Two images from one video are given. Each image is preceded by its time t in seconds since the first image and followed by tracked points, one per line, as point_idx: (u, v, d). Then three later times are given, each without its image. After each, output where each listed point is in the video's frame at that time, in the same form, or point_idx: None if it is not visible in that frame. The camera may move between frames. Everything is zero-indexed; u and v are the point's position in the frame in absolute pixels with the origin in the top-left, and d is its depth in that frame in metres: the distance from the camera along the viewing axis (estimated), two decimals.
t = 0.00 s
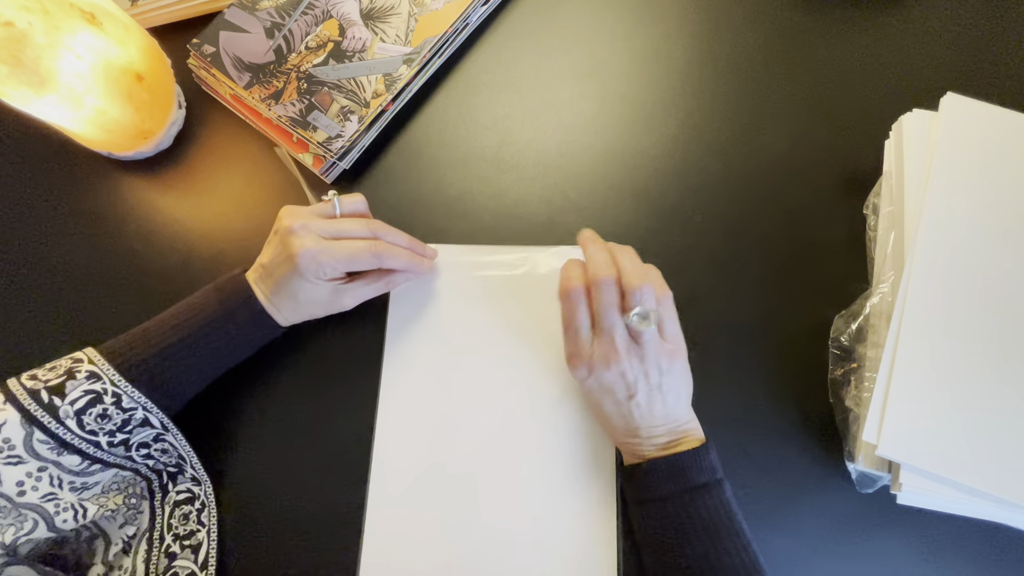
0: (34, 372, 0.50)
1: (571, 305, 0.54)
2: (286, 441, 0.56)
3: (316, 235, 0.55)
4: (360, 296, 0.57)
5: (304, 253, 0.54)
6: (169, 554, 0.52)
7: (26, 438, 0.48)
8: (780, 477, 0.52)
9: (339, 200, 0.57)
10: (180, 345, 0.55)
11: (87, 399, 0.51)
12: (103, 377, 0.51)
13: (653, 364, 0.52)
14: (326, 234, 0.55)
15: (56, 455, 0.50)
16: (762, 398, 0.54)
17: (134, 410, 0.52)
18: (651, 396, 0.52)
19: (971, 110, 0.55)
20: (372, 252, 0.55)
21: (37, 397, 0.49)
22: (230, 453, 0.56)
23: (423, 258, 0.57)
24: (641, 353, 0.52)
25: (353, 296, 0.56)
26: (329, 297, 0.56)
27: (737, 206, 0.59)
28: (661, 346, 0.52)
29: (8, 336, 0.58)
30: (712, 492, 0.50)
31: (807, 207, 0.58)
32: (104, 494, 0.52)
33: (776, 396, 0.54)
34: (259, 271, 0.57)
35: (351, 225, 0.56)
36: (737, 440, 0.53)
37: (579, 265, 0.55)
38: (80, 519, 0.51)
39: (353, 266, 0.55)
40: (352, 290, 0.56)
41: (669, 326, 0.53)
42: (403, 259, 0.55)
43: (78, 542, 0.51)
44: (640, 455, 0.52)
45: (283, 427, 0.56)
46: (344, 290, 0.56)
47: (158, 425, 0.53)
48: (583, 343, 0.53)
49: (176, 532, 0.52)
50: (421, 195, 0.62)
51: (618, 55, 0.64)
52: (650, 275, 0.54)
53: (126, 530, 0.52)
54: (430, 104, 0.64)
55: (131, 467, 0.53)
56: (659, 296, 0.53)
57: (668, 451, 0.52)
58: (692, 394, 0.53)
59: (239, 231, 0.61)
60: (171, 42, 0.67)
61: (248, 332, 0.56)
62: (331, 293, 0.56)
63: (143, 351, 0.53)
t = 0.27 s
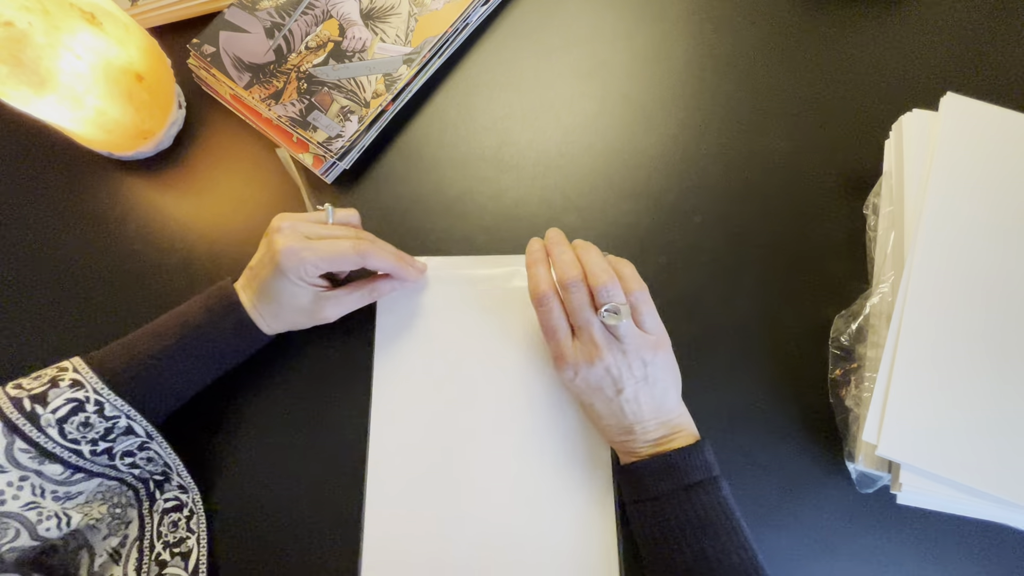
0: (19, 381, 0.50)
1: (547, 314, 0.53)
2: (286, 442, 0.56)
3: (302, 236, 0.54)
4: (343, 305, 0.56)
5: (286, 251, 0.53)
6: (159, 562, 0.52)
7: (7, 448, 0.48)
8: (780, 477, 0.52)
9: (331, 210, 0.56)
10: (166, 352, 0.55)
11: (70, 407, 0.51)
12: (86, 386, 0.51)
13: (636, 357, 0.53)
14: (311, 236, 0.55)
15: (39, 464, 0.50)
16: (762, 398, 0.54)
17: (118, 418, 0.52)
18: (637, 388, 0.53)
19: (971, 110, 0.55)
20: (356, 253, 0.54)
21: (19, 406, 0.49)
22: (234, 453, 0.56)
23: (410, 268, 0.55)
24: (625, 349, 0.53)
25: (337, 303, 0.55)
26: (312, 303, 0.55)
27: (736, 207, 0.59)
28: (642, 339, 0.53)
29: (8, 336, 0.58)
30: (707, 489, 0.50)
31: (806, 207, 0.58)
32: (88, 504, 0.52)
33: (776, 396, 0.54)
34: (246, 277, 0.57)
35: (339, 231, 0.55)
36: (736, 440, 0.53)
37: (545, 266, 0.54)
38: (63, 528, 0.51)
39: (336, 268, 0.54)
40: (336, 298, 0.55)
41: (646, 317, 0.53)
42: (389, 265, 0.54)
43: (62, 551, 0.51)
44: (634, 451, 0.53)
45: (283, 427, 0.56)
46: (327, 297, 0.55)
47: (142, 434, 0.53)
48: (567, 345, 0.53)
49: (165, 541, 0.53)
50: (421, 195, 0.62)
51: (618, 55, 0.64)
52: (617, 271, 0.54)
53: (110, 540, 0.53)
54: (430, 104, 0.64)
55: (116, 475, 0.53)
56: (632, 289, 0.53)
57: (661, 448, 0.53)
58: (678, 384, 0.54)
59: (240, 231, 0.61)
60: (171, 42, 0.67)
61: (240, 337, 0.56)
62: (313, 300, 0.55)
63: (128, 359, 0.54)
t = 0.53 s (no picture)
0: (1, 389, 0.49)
1: (541, 322, 0.54)
2: (288, 442, 0.56)
3: (290, 248, 0.53)
4: (330, 316, 0.56)
5: (274, 265, 0.52)
6: (146, 569, 0.52)
7: None
8: (780, 477, 0.52)
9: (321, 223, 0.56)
10: (152, 362, 0.54)
11: (53, 416, 0.49)
12: (70, 395, 0.50)
13: (632, 363, 0.52)
14: (299, 248, 0.54)
15: (22, 473, 0.48)
16: (762, 398, 0.54)
17: (103, 427, 0.52)
18: (634, 393, 0.53)
19: (971, 110, 0.55)
20: (345, 268, 0.53)
21: (2, 414, 0.48)
22: (235, 452, 0.57)
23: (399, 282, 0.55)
24: (620, 356, 0.53)
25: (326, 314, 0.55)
26: (301, 314, 0.55)
27: (736, 207, 0.59)
28: (637, 345, 0.53)
29: (8, 337, 0.58)
30: (710, 488, 0.50)
31: (806, 208, 0.58)
32: (72, 512, 0.51)
33: (776, 396, 0.54)
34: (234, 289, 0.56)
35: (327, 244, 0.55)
36: (736, 439, 0.53)
37: (552, 312, 0.54)
38: (47, 536, 0.50)
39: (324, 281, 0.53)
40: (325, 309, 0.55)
41: (638, 325, 0.54)
42: (378, 280, 0.54)
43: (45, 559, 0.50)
44: (635, 454, 0.53)
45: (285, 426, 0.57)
46: (316, 308, 0.55)
47: (128, 441, 0.53)
48: (558, 355, 0.54)
49: (154, 547, 0.53)
50: (421, 195, 0.62)
51: (618, 55, 0.64)
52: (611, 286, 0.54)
53: (95, 549, 0.52)
54: (430, 104, 0.64)
55: (102, 483, 0.52)
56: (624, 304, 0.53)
57: (661, 449, 0.53)
58: (675, 385, 0.53)
59: (240, 232, 0.61)
60: (171, 42, 0.67)
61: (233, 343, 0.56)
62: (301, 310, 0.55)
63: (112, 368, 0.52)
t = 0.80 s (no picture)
0: None
1: (532, 332, 0.53)
2: (288, 442, 0.57)
3: (286, 260, 0.54)
4: (326, 327, 0.56)
5: (269, 276, 0.53)
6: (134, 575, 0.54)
7: None
8: (780, 477, 0.52)
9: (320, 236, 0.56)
10: (141, 373, 0.54)
11: (43, 423, 0.51)
12: (61, 402, 0.52)
13: (624, 364, 0.53)
14: (295, 260, 0.54)
15: (13, 478, 0.51)
16: (762, 398, 0.54)
17: (92, 434, 0.53)
18: (628, 394, 0.53)
19: (971, 110, 0.55)
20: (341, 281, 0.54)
21: None
22: (234, 453, 0.57)
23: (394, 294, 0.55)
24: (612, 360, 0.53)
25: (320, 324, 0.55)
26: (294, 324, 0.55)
27: (736, 208, 0.59)
28: (628, 347, 0.53)
29: (8, 336, 0.58)
30: (705, 489, 0.50)
31: (806, 208, 0.58)
32: (63, 517, 0.54)
33: (776, 395, 0.54)
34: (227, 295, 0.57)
35: (324, 256, 0.55)
36: (736, 440, 0.53)
37: (524, 286, 0.54)
38: (35, 541, 0.52)
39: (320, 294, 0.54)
40: (319, 319, 0.55)
41: (627, 324, 0.53)
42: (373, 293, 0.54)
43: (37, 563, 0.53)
44: (632, 454, 0.53)
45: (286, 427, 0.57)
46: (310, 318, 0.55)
47: (118, 448, 0.54)
48: (551, 361, 0.54)
49: (142, 554, 0.54)
50: (421, 195, 0.62)
51: (618, 55, 0.64)
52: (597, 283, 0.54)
53: (82, 556, 0.54)
54: (430, 104, 0.64)
55: (92, 489, 0.54)
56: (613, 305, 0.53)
57: (659, 449, 0.53)
58: (669, 385, 0.53)
59: (240, 232, 0.61)
60: (171, 42, 0.67)
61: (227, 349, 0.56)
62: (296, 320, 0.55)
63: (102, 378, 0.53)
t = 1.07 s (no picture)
0: None
1: (534, 333, 0.54)
2: (287, 442, 0.56)
3: (292, 273, 0.54)
4: (325, 338, 0.56)
5: (276, 290, 0.53)
6: None
7: None
8: (780, 477, 0.52)
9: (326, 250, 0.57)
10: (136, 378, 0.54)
11: (39, 425, 0.52)
12: (57, 405, 0.52)
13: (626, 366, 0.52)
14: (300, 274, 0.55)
15: (8, 480, 0.51)
16: (763, 398, 0.54)
17: (87, 437, 0.53)
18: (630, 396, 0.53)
19: (971, 110, 0.55)
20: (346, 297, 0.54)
21: None
22: (234, 453, 0.57)
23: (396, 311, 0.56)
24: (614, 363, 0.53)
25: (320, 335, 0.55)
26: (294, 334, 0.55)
27: (736, 208, 0.59)
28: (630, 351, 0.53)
29: (9, 336, 0.58)
30: (708, 489, 0.50)
31: (806, 207, 0.58)
32: (58, 519, 0.53)
33: (776, 396, 0.54)
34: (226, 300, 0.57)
35: (328, 270, 0.56)
36: (737, 439, 0.53)
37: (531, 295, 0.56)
38: (30, 543, 0.52)
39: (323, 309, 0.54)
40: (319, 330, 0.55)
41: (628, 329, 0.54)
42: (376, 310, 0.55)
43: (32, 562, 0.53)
44: (636, 457, 0.53)
45: (286, 427, 0.57)
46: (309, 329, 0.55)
47: (114, 451, 0.54)
48: (551, 362, 0.54)
49: (137, 556, 0.54)
50: (421, 196, 0.62)
51: (619, 54, 0.64)
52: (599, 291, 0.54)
53: (76, 558, 0.54)
54: (430, 104, 0.64)
55: (88, 490, 0.54)
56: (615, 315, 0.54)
57: (662, 450, 0.53)
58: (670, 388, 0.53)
59: (240, 232, 0.61)
60: (171, 42, 0.67)
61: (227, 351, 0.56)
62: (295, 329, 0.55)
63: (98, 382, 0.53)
